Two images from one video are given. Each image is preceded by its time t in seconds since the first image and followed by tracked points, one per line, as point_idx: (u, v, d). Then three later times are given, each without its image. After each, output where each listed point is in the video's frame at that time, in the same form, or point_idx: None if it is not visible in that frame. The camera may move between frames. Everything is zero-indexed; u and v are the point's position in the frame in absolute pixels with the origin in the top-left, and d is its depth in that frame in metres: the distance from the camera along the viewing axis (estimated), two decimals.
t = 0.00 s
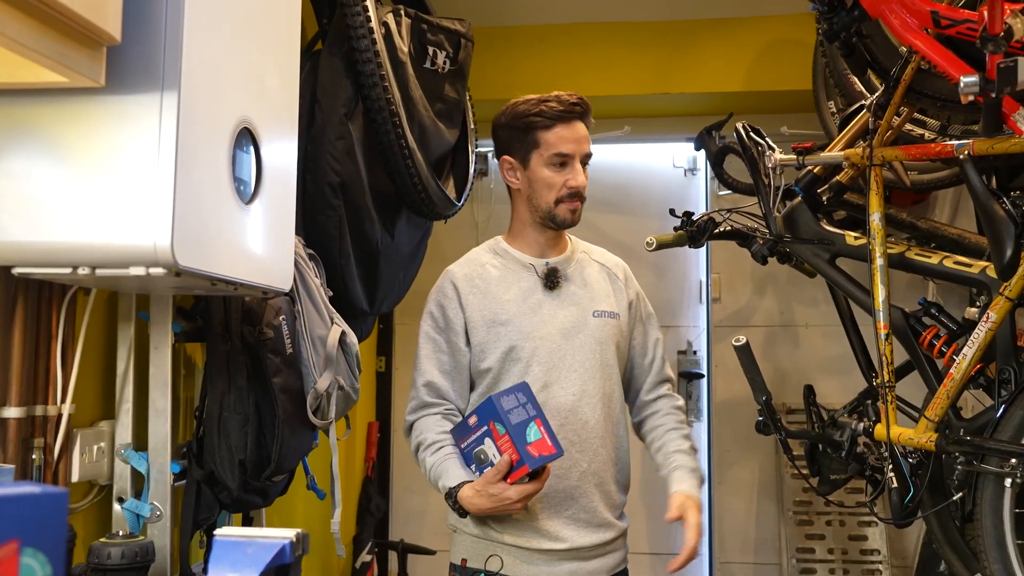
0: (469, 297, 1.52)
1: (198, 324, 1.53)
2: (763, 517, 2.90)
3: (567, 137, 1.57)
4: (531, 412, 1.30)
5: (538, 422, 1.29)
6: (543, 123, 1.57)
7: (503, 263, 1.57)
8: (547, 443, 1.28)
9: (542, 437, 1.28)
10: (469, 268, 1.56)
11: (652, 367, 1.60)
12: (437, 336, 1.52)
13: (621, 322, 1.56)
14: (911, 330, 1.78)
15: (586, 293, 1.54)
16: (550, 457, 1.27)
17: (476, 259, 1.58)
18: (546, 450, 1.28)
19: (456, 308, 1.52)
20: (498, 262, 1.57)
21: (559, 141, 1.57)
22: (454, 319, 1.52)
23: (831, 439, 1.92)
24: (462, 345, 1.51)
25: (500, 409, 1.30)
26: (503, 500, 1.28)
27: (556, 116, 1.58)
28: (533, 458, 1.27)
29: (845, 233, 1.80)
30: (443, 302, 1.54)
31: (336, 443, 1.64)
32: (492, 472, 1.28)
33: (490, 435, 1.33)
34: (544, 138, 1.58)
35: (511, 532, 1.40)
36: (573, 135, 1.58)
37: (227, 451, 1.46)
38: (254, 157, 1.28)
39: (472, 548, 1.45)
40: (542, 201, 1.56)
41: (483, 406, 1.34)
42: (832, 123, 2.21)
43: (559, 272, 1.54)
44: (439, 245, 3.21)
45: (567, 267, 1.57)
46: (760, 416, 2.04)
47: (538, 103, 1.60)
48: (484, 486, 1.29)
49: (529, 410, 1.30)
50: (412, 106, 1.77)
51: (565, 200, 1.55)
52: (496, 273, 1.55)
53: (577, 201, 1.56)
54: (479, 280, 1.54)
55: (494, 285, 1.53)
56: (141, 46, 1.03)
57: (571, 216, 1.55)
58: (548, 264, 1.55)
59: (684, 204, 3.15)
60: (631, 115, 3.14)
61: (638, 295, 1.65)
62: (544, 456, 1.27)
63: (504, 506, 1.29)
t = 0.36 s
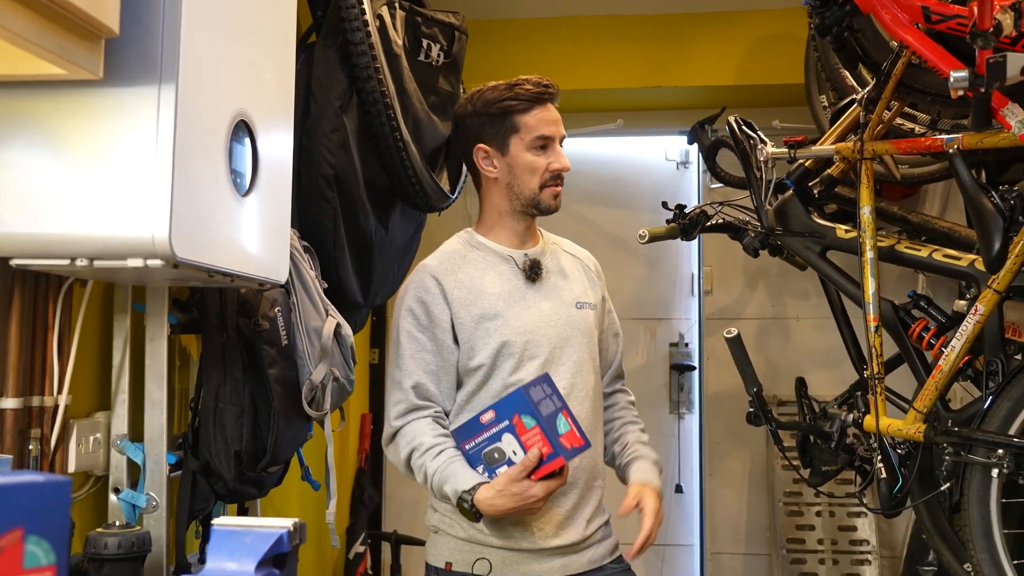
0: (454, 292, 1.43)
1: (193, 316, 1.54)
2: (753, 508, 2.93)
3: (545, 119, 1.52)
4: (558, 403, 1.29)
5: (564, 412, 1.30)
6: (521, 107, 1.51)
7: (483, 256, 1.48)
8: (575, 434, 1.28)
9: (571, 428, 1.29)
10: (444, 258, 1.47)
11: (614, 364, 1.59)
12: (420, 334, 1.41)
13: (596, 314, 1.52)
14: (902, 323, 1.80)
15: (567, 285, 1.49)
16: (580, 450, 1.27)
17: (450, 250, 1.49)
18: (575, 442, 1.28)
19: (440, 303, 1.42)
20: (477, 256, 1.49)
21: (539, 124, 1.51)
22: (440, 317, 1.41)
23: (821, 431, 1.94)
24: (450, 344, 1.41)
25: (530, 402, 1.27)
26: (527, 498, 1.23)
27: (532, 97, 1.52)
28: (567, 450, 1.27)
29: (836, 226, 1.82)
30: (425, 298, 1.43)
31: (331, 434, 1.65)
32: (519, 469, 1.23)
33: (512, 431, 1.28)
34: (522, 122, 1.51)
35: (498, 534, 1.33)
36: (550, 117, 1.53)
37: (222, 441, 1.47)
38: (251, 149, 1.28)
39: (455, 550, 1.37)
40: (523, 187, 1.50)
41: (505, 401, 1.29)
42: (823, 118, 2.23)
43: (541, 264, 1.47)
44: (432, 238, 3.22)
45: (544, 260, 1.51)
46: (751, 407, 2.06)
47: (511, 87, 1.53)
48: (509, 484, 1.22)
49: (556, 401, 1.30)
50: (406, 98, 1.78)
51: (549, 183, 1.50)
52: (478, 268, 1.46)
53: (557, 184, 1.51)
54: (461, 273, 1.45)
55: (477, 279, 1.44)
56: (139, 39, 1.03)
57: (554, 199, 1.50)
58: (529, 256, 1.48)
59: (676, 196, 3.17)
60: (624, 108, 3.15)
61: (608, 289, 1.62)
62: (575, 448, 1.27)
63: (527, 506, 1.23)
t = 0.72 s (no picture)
0: (419, 285, 1.43)
1: (173, 311, 1.52)
2: (731, 497, 2.97)
3: (497, 106, 1.50)
4: (478, 374, 1.21)
5: (485, 384, 1.20)
6: (470, 95, 1.51)
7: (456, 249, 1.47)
8: (497, 406, 1.17)
9: (491, 399, 1.18)
10: (416, 255, 1.47)
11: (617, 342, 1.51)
12: (386, 327, 1.42)
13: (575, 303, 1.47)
14: (874, 313, 1.83)
15: (540, 276, 1.45)
16: (499, 419, 1.14)
17: (422, 245, 1.49)
18: (495, 413, 1.16)
19: (405, 296, 1.42)
20: (448, 248, 1.48)
21: (487, 112, 1.49)
22: (404, 309, 1.41)
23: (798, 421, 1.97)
24: (413, 336, 1.41)
25: (445, 373, 1.21)
26: (455, 476, 1.13)
27: (482, 86, 1.51)
28: (482, 420, 1.14)
29: (812, 219, 1.84)
30: (391, 291, 1.43)
31: (313, 428, 1.66)
32: (442, 445, 1.15)
33: (438, 407, 1.24)
34: (473, 111, 1.51)
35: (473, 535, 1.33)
36: (500, 103, 1.50)
37: (203, 436, 1.47)
38: (232, 145, 1.28)
39: (432, 548, 1.37)
40: (474, 175, 1.49)
41: (429, 377, 1.25)
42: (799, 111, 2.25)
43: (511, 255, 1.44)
44: (410, 231, 3.22)
45: (517, 251, 1.48)
46: (730, 398, 2.09)
47: (466, 77, 1.54)
48: (434, 462, 1.14)
49: (477, 373, 1.21)
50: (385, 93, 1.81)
51: (499, 171, 1.47)
52: (444, 258, 1.46)
53: (509, 171, 1.47)
54: (428, 266, 1.45)
55: (444, 272, 1.43)
56: (120, 35, 1.04)
57: (507, 186, 1.47)
58: (498, 247, 1.46)
59: (653, 189, 3.19)
60: (601, 102, 3.16)
61: (594, 274, 1.57)
62: (494, 417, 1.14)
63: (457, 485, 1.13)
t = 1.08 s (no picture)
0: (378, 284, 1.48)
1: (140, 306, 1.52)
2: (696, 491, 3.02)
3: (448, 100, 1.50)
4: (371, 356, 1.19)
5: (378, 364, 1.18)
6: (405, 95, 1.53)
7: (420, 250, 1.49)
8: (385, 385, 1.16)
9: (379, 379, 1.17)
10: (380, 254, 1.52)
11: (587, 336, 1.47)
12: (351, 324, 1.49)
13: (542, 299, 1.44)
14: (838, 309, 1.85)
15: (501, 272, 1.45)
16: (383, 401, 1.15)
17: (389, 246, 1.53)
18: (381, 392, 1.16)
19: (364, 296, 1.49)
20: (411, 247, 1.51)
21: (424, 108, 1.51)
22: (364, 309, 1.48)
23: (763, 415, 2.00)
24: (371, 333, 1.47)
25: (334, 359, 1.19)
26: (367, 456, 1.21)
27: (418, 83, 1.53)
28: (364, 402, 1.15)
29: (777, 217, 1.87)
30: (354, 290, 1.51)
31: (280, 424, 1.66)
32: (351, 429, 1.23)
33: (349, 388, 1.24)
34: (414, 110, 1.53)
35: (419, 529, 1.37)
36: (437, 98, 1.50)
37: (170, 432, 1.46)
38: (201, 140, 1.28)
39: (385, 537, 1.44)
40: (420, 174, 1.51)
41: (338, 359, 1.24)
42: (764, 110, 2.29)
43: (471, 252, 1.45)
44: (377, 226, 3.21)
45: (484, 245, 1.48)
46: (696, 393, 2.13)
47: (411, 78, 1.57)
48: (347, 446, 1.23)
49: (368, 355, 1.19)
50: (353, 87, 1.88)
51: (435, 168, 1.47)
52: (403, 259, 1.49)
53: (448, 165, 1.47)
54: (387, 266, 1.50)
55: (402, 271, 1.47)
56: (89, 29, 1.04)
57: (447, 183, 1.47)
58: (461, 243, 1.47)
59: (621, 186, 3.22)
60: (568, 98, 3.17)
61: (571, 267, 1.52)
62: (377, 399, 1.15)
63: (371, 463, 1.21)
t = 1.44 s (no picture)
0: (369, 282, 1.48)
1: (128, 305, 1.51)
2: (686, 487, 3.03)
3: (445, 98, 1.49)
4: (369, 362, 1.21)
5: (375, 372, 1.20)
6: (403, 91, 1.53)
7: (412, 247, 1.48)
8: (380, 394, 1.19)
9: (375, 387, 1.19)
10: (373, 249, 1.52)
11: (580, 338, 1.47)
12: (343, 321, 1.50)
13: (534, 300, 1.44)
14: (829, 306, 1.86)
15: (492, 272, 1.45)
16: (377, 408, 1.17)
17: (381, 242, 1.53)
18: (375, 400, 1.18)
19: (355, 293, 1.49)
20: (403, 243, 1.51)
21: (422, 105, 1.50)
22: (355, 306, 1.48)
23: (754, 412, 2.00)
24: (362, 332, 1.47)
25: (334, 362, 1.22)
26: (355, 461, 1.22)
27: (416, 80, 1.52)
28: (358, 407, 1.18)
29: (767, 213, 1.88)
30: (344, 288, 1.51)
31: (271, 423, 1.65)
32: (341, 432, 1.23)
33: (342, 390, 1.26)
34: (411, 107, 1.53)
35: (408, 529, 1.37)
36: (435, 96, 1.50)
37: (160, 432, 1.45)
38: (190, 138, 1.27)
39: (375, 535, 1.43)
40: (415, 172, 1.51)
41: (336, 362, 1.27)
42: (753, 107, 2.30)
43: (463, 250, 1.44)
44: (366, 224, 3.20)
45: (476, 244, 1.48)
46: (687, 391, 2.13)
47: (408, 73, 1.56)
48: (337, 448, 1.24)
49: (367, 360, 1.21)
50: (342, 86, 1.88)
51: (431, 167, 1.47)
52: (396, 254, 1.49)
53: (445, 164, 1.46)
54: (379, 263, 1.49)
55: (393, 269, 1.47)
56: (76, 26, 1.03)
57: (443, 183, 1.46)
58: (453, 242, 1.46)
59: (610, 183, 3.22)
60: (557, 95, 3.17)
61: (563, 270, 1.51)
62: (371, 406, 1.17)
63: (359, 467, 1.23)
